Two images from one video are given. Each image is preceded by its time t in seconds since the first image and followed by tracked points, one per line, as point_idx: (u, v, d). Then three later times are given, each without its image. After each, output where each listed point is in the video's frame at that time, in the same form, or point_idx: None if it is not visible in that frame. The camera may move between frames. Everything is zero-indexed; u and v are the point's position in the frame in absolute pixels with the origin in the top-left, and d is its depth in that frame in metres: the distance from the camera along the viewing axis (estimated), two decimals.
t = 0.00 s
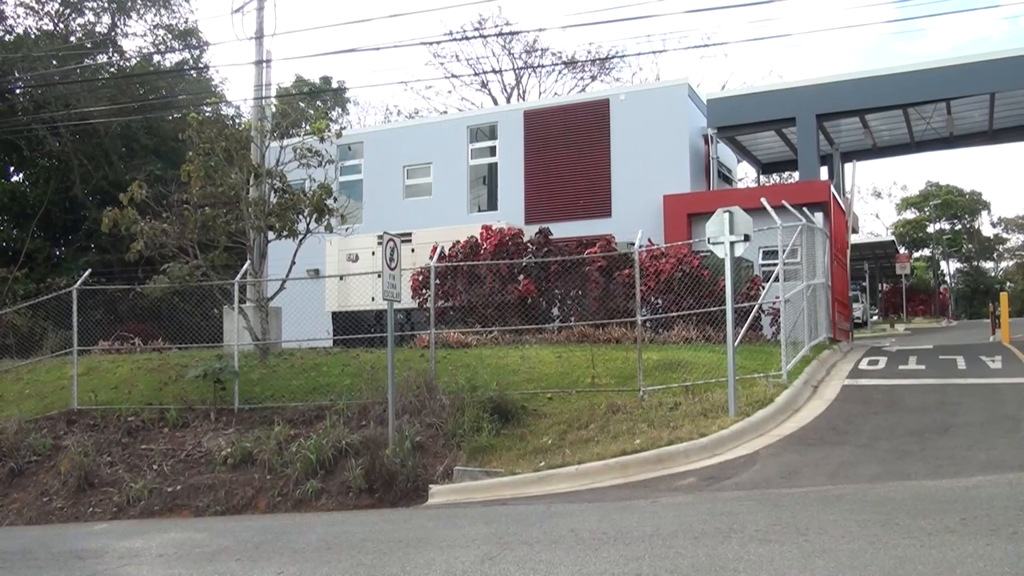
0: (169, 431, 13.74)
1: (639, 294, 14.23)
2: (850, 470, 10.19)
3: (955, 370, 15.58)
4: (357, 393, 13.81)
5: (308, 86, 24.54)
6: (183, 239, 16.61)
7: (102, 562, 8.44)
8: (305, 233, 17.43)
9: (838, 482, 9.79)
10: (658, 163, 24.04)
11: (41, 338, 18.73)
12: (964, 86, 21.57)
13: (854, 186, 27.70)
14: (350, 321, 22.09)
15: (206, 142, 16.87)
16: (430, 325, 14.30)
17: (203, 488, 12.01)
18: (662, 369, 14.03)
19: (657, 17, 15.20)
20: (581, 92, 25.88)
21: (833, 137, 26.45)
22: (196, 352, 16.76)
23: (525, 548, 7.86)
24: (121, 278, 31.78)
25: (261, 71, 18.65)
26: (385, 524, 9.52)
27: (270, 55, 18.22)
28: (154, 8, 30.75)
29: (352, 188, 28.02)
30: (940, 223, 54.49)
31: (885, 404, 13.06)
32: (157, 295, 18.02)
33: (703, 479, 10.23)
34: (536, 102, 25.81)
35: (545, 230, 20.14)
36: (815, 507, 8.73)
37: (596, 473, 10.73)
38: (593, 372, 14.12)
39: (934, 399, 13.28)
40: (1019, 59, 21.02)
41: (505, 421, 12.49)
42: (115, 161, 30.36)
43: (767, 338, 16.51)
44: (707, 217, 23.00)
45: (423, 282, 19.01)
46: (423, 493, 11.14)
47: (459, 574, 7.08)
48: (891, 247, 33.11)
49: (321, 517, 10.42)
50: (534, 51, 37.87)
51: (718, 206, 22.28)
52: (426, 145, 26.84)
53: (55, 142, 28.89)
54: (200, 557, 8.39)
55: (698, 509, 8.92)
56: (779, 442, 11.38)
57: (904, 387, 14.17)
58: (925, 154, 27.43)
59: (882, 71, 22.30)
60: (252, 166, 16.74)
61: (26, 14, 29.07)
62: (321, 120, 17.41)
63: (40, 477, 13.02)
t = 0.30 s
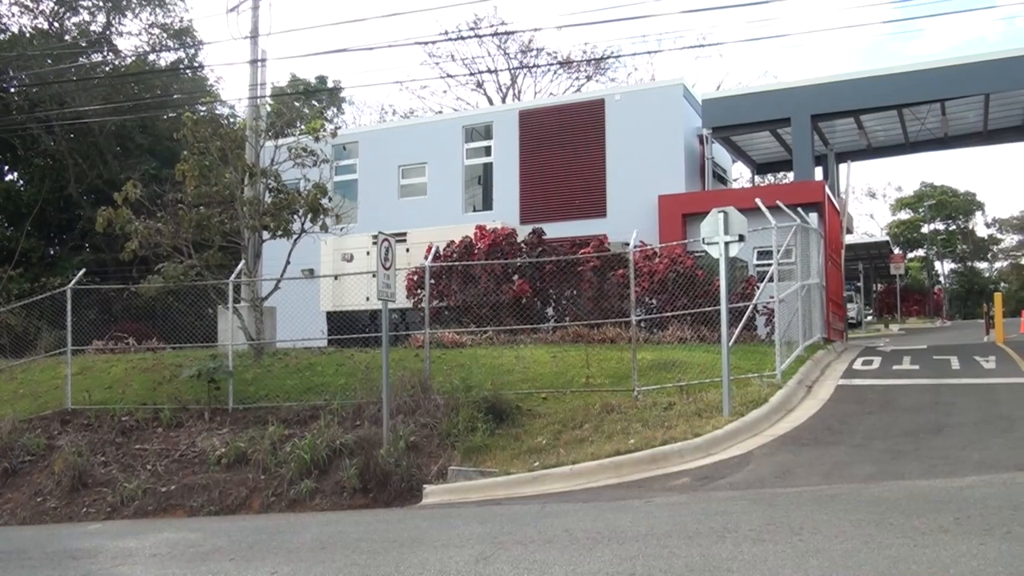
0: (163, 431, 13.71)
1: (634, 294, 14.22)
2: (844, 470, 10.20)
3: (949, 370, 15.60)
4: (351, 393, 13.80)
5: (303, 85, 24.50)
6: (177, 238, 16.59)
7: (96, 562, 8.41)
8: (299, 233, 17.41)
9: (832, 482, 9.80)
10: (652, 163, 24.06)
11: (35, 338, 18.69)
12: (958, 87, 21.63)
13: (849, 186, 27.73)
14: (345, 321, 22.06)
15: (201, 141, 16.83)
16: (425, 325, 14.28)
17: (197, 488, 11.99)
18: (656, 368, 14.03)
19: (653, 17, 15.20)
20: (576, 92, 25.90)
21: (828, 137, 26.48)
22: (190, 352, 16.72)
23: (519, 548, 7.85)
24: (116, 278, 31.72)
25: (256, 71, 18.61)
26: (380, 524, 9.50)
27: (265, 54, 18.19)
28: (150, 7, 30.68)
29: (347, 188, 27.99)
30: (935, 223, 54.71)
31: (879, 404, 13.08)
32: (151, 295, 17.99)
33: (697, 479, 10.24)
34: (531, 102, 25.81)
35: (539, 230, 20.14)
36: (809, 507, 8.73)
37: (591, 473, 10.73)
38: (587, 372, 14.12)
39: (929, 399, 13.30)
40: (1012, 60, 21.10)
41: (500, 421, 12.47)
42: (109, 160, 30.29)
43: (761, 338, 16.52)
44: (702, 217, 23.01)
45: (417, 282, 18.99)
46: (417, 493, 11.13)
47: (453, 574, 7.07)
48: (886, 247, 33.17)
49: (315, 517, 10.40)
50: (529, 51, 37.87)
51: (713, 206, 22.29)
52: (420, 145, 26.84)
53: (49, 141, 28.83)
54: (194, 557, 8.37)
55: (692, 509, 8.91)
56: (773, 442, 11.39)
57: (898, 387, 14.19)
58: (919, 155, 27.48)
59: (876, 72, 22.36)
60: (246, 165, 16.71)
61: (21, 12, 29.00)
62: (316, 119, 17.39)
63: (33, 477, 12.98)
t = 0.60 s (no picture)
0: (142, 431, 13.63)
1: (614, 294, 14.26)
2: (822, 470, 10.25)
3: (927, 371, 15.69)
4: (331, 393, 13.75)
5: (283, 84, 24.41)
6: (156, 237, 16.50)
7: (73, 563, 8.34)
8: (279, 232, 17.34)
9: (810, 481, 9.85)
10: (633, 164, 24.14)
11: (13, 337, 18.58)
12: (939, 90, 21.81)
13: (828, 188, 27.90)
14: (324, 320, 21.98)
15: (181, 139, 16.73)
16: (405, 324, 14.24)
17: (176, 488, 11.92)
18: (636, 368, 14.07)
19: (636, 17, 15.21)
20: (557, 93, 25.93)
21: (808, 139, 26.63)
22: (169, 352, 16.62)
23: (499, 548, 7.85)
24: (95, 276, 31.52)
25: (236, 68, 18.51)
26: (360, 525, 9.46)
27: (246, 52, 18.09)
28: (131, 4, 30.46)
29: (327, 187, 27.89)
30: (914, 225, 55.28)
31: (858, 404, 13.16)
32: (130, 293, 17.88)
33: (676, 479, 10.26)
34: (512, 102, 25.83)
35: (519, 230, 20.17)
36: (788, 507, 8.77)
37: (571, 473, 10.74)
38: (568, 372, 14.15)
39: (907, 400, 13.38)
40: (991, 63, 21.32)
41: (481, 421, 12.45)
42: (88, 158, 30.09)
43: (741, 338, 16.60)
44: (682, 218, 23.09)
45: (398, 282, 18.95)
46: (396, 494, 11.11)
47: (432, 575, 7.06)
48: (865, 249, 33.37)
49: (294, 517, 10.35)
50: (511, 51, 37.87)
51: (693, 207, 22.37)
52: (401, 144, 26.80)
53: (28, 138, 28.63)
54: (171, 558, 8.31)
55: (672, 509, 8.94)
56: (752, 442, 11.44)
57: (876, 387, 14.28)
58: (898, 157, 27.67)
59: (858, 74, 22.48)
60: (226, 163, 16.60)
61: None
62: (297, 118, 17.32)
63: (11, 478, 12.87)
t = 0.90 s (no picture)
0: (116, 432, 13.52)
1: (590, 295, 14.29)
2: (796, 470, 10.32)
3: (901, 372, 15.83)
4: (307, 393, 13.70)
5: (260, 82, 24.27)
6: (131, 236, 16.39)
7: (46, 565, 8.26)
8: (255, 231, 17.26)
9: (785, 481, 9.92)
10: (611, 165, 24.20)
11: None
12: (913, 94, 22.04)
13: (804, 190, 28.10)
14: (300, 320, 21.89)
15: (156, 137, 16.57)
16: (381, 324, 14.21)
17: (150, 489, 11.84)
18: (612, 368, 14.11)
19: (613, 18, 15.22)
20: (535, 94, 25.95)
21: (784, 141, 26.79)
22: (143, 351, 16.49)
23: (475, 548, 7.85)
24: (69, 275, 31.26)
25: (212, 67, 18.39)
26: (336, 526, 9.41)
27: (222, 50, 17.96)
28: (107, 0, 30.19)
29: (303, 186, 27.77)
30: (889, 227, 55.79)
31: (832, 404, 13.25)
32: (104, 292, 17.73)
33: (652, 479, 10.30)
34: (489, 102, 25.83)
35: (496, 230, 20.18)
36: (763, 506, 8.82)
37: (547, 473, 10.75)
38: (545, 372, 14.16)
39: (881, 400, 13.49)
40: (964, 69, 21.57)
41: (457, 421, 12.43)
42: (63, 155, 29.82)
43: (716, 339, 16.69)
44: (659, 219, 23.17)
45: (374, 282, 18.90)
46: (372, 494, 11.08)
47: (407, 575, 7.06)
48: (840, 250, 33.63)
49: (269, 518, 10.30)
50: (489, 51, 37.84)
51: (670, 208, 22.46)
52: (378, 144, 26.74)
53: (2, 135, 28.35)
54: (145, 560, 8.24)
55: (648, 509, 8.97)
56: (728, 442, 11.49)
57: (850, 388, 14.39)
58: (873, 160, 27.91)
59: (834, 78, 22.64)
60: (202, 162, 16.48)
61: None
62: (274, 116, 17.23)
63: None
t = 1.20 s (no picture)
0: (89, 433, 13.39)
1: (566, 296, 14.30)
2: (770, 470, 10.39)
3: (874, 373, 15.96)
4: (282, 394, 13.64)
5: (236, 81, 24.12)
6: (105, 234, 16.27)
7: (19, 568, 8.18)
8: (230, 231, 17.18)
9: (759, 481, 9.99)
10: (587, 167, 24.25)
11: None
12: (887, 98, 22.25)
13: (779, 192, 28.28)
14: (276, 320, 21.81)
15: (131, 136, 16.41)
16: (357, 325, 14.16)
17: (124, 491, 11.74)
18: (588, 369, 14.14)
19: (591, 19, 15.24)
20: (512, 95, 25.97)
21: (760, 144, 26.96)
22: (117, 351, 16.36)
23: (450, 549, 7.84)
24: (43, 275, 30.91)
25: (188, 65, 18.27)
26: (311, 527, 9.37)
27: (198, 47, 17.83)
28: None
29: (279, 185, 27.62)
30: (863, 230, 56.22)
31: (806, 405, 13.34)
32: (78, 292, 17.56)
33: (627, 479, 10.34)
34: (466, 103, 25.81)
35: (472, 231, 20.16)
36: (737, 506, 8.88)
37: (523, 474, 10.76)
38: (521, 373, 14.17)
39: (855, 401, 13.60)
40: (938, 73, 21.80)
41: (433, 422, 12.41)
42: (37, 153, 29.50)
43: (691, 340, 16.76)
44: (635, 220, 23.25)
45: (350, 282, 18.85)
46: (347, 495, 11.05)
47: None
48: (815, 252, 33.87)
49: (244, 520, 10.24)
50: (466, 52, 37.85)
51: (646, 210, 22.53)
52: (355, 144, 26.67)
53: None
54: (119, 562, 8.17)
55: (623, 509, 9.00)
56: (703, 442, 11.55)
57: (825, 389, 14.50)
58: (847, 163, 28.13)
59: (809, 82, 22.80)
60: (177, 160, 16.35)
61: None
62: (249, 115, 17.14)
63: None
